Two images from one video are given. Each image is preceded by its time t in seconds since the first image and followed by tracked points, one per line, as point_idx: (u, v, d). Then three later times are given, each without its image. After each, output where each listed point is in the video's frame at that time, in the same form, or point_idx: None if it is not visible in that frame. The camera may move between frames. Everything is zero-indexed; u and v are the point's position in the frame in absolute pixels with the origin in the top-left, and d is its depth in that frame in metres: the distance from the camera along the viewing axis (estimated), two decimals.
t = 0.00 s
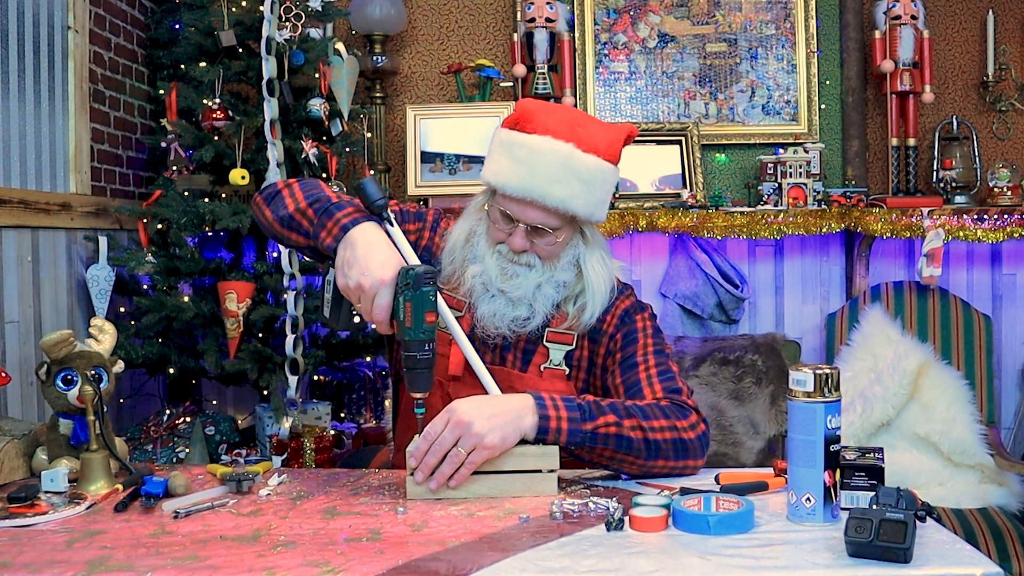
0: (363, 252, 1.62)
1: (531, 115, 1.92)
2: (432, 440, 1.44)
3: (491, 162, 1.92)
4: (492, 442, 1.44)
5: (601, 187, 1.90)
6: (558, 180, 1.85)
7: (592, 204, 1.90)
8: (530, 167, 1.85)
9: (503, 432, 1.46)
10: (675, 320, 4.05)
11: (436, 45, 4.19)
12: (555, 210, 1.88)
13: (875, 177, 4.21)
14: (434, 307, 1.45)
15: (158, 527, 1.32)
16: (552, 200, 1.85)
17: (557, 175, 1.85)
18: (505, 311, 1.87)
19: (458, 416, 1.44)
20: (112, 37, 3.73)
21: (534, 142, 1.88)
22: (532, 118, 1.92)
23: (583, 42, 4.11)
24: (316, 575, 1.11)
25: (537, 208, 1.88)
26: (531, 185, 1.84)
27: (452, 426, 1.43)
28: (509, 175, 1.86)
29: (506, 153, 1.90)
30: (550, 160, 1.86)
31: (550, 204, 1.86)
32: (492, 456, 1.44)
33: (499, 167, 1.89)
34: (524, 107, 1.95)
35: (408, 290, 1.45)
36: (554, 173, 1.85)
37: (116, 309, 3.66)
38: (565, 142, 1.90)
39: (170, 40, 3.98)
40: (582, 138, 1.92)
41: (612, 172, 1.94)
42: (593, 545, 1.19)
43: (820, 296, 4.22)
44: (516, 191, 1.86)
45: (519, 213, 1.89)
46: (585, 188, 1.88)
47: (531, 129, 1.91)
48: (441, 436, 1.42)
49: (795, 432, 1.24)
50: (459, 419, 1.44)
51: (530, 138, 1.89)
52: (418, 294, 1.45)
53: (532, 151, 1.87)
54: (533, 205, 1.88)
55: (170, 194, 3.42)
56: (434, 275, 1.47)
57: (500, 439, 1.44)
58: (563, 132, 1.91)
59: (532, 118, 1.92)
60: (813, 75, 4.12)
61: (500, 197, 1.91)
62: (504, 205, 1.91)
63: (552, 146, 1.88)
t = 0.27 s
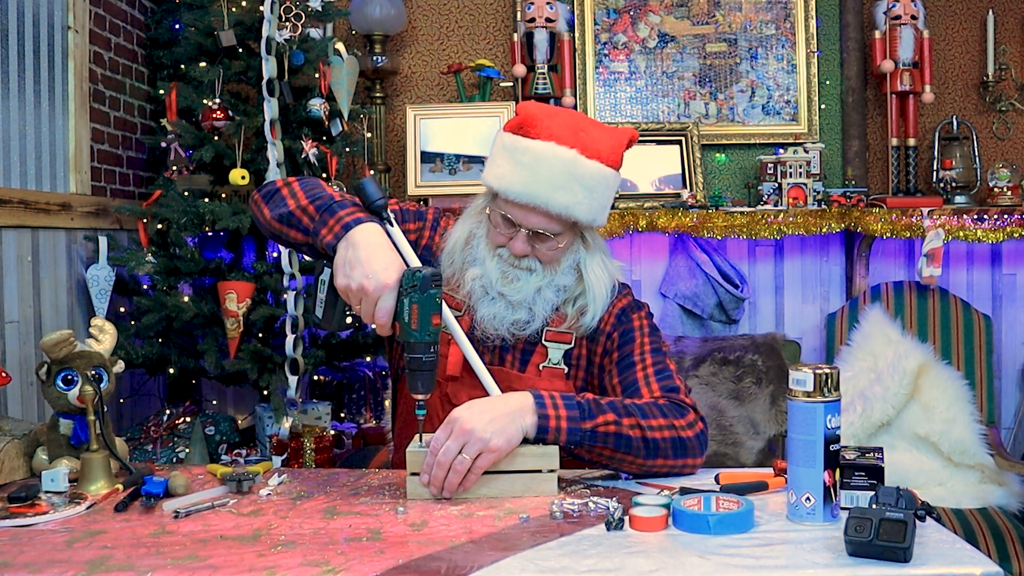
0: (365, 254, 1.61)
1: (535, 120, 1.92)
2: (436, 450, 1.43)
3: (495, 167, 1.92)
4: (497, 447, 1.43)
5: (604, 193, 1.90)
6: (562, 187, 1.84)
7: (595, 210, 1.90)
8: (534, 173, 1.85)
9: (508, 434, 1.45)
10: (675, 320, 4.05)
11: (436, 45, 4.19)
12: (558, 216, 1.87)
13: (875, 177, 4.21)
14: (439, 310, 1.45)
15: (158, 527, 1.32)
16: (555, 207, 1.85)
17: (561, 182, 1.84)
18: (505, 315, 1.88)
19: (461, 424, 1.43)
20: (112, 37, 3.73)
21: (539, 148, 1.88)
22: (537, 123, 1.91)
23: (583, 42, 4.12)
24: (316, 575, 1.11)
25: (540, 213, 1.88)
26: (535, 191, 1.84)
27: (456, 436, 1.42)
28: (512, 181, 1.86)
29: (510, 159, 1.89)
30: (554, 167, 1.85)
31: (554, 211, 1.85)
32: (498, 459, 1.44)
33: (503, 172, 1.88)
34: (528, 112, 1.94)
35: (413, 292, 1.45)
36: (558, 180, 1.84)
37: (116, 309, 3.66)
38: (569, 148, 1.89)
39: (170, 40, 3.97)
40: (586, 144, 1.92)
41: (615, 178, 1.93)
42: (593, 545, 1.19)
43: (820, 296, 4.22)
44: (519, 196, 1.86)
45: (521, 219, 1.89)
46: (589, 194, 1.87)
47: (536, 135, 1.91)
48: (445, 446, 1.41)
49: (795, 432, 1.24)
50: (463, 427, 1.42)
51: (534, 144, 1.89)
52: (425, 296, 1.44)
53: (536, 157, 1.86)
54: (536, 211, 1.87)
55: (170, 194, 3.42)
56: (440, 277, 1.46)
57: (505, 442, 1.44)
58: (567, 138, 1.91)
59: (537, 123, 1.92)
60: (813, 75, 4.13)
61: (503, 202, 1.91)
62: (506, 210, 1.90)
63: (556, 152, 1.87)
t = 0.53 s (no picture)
0: (364, 260, 1.62)
1: (540, 129, 1.87)
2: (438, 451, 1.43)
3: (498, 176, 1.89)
4: (500, 447, 1.43)
5: (606, 203, 1.89)
6: (565, 200, 1.82)
7: (597, 220, 1.89)
8: (539, 185, 1.82)
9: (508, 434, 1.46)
10: (675, 320, 4.05)
11: (436, 45, 4.19)
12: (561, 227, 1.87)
13: (875, 177, 4.21)
14: (439, 315, 1.45)
15: (158, 527, 1.32)
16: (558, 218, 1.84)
17: (565, 195, 1.82)
18: (504, 322, 1.88)
19: (462, 424, 1.43)
20: (112, 37, 3.73)
21: (543, 159, 1.85)
22: (542, 133, 1.87)
23: (583, 42, 4.12)
24: (316, 575, 1.11)
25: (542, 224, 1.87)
26: (538, 204, 1.82)
27: (457, 435, 1.42)
28: (516, 193, 1.84)
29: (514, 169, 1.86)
30: (558, 179, 1.83)
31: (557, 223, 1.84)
32: (498, 458, 1.44)
33: (506, 183, 1.86)
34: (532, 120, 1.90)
35: (413, 297, 1.44)
36: (562, 193, 1.82)
37: (116, 309, 3.66)
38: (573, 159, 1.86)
39: (170, 40, 3.97)
40: (590, 154, 1.88)
41: (618, 187, 1.91)
42: (593, 545, 1.19)
43: (820, 296, 4.22)
44: (521, 208, 1.84)
45: (523, 228, 1.88)
46: (592, 206, 1.86)
47: (540, 145, 1.86)
48: (446, 446, 1.41)
49: (794, 432, 1.24)
50: (463, 427, 1.42)
51: (538, 154, 1.85)
52: (424, 300, 1.44)
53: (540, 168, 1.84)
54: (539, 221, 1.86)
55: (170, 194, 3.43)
56: (439, 280, 1.46)
57: (505, 441, 1.44)
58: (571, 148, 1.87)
59: (541, 133, 1.87)
60: (813, 75, 4.12)
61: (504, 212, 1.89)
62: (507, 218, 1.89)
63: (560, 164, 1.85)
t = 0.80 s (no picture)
0: (361, 262, 1.62)
1: (537, 136, 1.84)
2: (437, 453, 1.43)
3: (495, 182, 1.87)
4: (500, 448, 1.43)
5: (603, 212, 1.86)
6: (561, 209, 1.81)
7: (594, 228, 1.87)
8: (535, 192, 1.81)
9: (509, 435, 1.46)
10: (675, 320, 4.05)
11: (436, 45, 4.19)
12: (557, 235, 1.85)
13: (875, 177, 4.21)
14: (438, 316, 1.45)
15: (158, 527, 1.32)
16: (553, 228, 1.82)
17: (560, 205, 1.80)
18: (502, 327, 1.88)
19: (462, 425, 1.43)
20: (112, 37, 3.73)
21: (539, 167, 1.82)
22: (539, 140, 1.84)
23: (583, 42, 4.12)
24: (316, 575, 1.11)
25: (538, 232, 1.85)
26: (533, 212, 1.81)
27: (457, 437, 1.42)
28: (512, 199, 1.83)
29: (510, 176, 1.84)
30: (553, 188, 1.81)
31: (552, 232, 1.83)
32: (498, 459, 1.44)
33: (502, 190, 1.85)
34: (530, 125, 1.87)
35: (411, 299, 1.44)
36: (557, 202, 1.80)
37: (116, 309, 3.66)
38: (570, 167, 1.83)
39: (170, 40, 3.97)
40: (587, 161, 1.85)
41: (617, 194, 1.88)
42: (593, 545, 1.19)
43: (820, 296, 4.22)
44: (517, 217, 1.83)
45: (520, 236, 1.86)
46: (588, 215, 1.84)
47: (537, 152, 1.84)
48: (446, 448, 1.41)
49: (795, 432, 1.24)
50: (463, 428, 1.42)
51: (534, 162, 1.83)
52: (423, 302, 1.44)
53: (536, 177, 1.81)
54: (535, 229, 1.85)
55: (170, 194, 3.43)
56: (438, 282, 1.46)
57: (505, 442, 1.44)
58: (569, 155, 1.84)
59: (538, 140, 1.84)
60: (813, 75, 4.12)
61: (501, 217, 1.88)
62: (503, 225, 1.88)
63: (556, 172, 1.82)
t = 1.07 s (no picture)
0: (367, 269, 1.61)
1: (533, 150, 1.80)
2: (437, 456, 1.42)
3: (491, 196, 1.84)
4: (500, 451, 1.43)
5: (601, 224, 1.84)
6: (558, 227, 1.78)
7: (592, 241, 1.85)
8: (531, 210, 1.78)
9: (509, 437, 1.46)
10: (675, 320, 4.05)
11: (436, 45, 4.19)
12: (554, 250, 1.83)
13: (875, 177, 4.21)
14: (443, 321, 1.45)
15: (158, 527, 1.32)
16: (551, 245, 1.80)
17: (557, 223, 1.78)
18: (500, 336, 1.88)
19: (462, 427, 1.43)
20: (112, 37, 3.73)
21: (535, 183, 1.79)
22: (535, 155, 1.80)
23: (583, 43, 4.11)
24: (316, 575, 1.11)
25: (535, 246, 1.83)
26: (530, 230, 1.78)
27: (457, 439, 1.41)
28: (508, 214, 1.80)
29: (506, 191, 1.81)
30: (550, 205, 1.78)
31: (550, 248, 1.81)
32: (498, 461, 1.44)
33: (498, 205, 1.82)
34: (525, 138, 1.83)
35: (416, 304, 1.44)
36: (555, 219, 1.78)
37: (116, 309, 3.66)
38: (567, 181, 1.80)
39: (170, 40, 3.97)
40: (584, 175, 1.81)
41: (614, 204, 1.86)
42: (593, 545, 1.19)
43: (820, 296, 4.22)
44: (514, 233, 1.80)
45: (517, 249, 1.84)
46: (585, 230, 1.81)
47: (533, 166, 1.80)
48: (446, 449, 1.41)
49: (795, 432, 1.24)
50: (463, 430, 1.43)
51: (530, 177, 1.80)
52: (431, 307, 1.44)
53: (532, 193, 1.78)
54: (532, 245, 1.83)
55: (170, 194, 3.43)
56: (444, 288, 1.46)
57: (505, 444, 1.44)
58: (565, 170, 1.81)
59: (534, 154, 1.80)
60: (813, 75, 4.12)
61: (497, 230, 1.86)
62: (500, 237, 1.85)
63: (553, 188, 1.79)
